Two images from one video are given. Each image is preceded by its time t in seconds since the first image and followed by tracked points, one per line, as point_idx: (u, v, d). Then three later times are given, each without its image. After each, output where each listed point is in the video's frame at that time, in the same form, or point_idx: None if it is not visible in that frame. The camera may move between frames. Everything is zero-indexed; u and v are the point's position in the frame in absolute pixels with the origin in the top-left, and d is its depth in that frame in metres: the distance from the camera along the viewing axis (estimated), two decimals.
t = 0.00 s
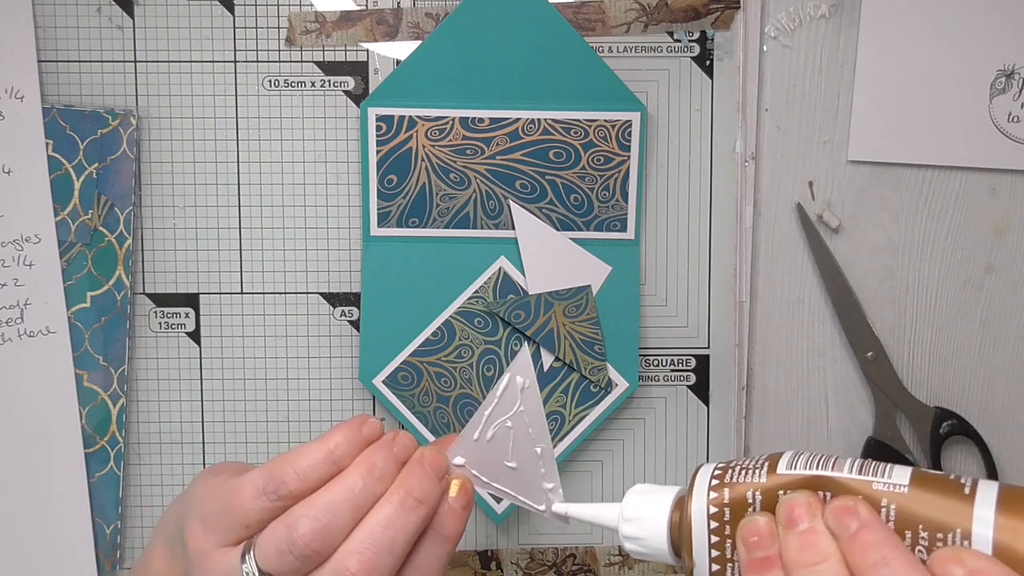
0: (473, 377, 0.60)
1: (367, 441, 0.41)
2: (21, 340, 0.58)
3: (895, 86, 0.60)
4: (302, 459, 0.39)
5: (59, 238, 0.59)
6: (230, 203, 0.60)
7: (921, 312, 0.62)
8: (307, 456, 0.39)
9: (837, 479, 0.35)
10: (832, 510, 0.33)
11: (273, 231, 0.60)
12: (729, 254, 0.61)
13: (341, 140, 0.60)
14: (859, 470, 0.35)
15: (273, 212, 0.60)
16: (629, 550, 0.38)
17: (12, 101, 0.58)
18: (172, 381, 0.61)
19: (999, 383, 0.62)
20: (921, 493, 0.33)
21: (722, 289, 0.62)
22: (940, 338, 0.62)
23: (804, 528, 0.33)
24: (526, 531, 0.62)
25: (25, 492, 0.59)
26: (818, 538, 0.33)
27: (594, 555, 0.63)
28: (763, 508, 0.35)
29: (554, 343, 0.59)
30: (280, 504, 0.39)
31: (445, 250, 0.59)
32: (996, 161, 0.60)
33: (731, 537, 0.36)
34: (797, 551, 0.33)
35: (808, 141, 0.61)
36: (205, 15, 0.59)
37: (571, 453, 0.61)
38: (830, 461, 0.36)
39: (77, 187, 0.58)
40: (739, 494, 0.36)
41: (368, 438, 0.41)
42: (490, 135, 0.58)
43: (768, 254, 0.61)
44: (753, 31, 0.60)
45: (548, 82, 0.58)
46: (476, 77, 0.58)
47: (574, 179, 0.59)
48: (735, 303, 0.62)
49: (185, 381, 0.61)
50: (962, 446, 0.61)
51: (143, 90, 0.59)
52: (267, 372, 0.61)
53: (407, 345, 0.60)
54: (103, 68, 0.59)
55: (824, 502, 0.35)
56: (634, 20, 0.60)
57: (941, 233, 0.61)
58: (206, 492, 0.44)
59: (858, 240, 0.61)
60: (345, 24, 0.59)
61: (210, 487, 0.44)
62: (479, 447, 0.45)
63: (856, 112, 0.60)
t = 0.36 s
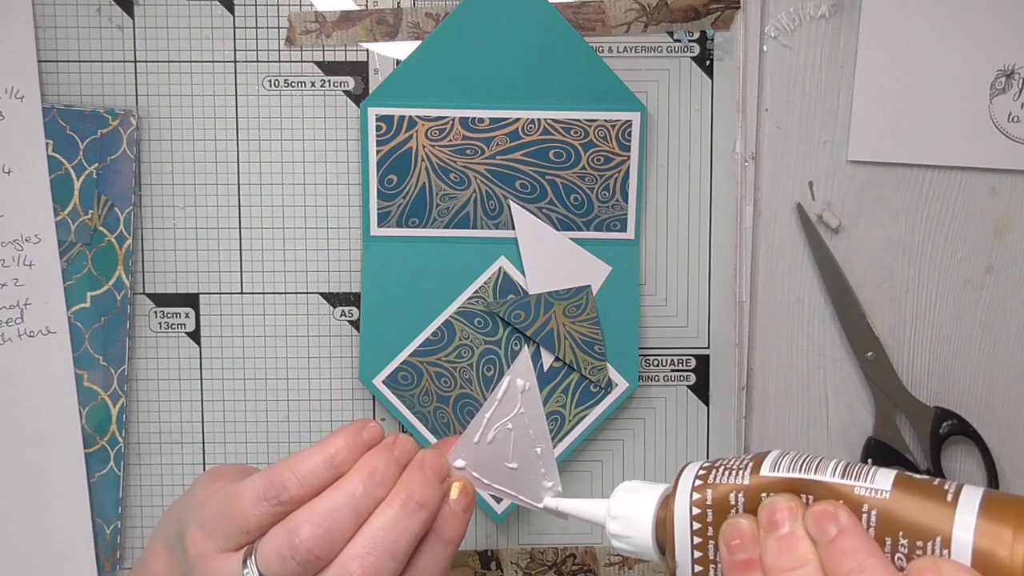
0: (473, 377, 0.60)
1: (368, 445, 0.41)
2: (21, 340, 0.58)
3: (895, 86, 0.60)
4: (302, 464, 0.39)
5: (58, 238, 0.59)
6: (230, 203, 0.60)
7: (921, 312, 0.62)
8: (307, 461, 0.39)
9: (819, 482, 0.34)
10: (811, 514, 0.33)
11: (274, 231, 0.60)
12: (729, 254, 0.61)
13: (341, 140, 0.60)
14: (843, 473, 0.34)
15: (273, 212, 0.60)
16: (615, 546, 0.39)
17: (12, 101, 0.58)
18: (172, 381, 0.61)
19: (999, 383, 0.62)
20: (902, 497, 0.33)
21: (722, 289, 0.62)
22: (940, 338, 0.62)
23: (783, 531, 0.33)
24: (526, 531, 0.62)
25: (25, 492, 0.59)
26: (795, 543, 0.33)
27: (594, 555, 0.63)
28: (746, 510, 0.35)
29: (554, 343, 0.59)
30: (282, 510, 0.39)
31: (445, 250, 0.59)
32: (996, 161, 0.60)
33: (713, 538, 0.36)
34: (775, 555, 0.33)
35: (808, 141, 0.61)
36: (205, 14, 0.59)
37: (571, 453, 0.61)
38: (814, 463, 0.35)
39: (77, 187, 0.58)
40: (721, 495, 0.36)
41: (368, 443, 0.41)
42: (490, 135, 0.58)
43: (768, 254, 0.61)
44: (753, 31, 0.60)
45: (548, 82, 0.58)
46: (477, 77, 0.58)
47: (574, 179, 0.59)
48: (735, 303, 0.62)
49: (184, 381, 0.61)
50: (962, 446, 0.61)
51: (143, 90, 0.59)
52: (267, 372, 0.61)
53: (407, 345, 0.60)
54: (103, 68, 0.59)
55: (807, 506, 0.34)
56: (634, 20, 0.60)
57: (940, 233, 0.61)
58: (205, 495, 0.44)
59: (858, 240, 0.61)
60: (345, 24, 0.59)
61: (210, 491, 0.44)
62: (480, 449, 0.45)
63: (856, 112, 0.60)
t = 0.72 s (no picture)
0: (473, 377, 0.60)
1: (348, 438, 0.41)
2: (21, 340, 0.58)
3: (896, 86, 0.60)
4: (283, 458, 0.39)
5: (59, 238, 0.59)
6: (230, 203, 0.60)
7: (922, 312, 0.62)
8: (288, 454, 0.39)
9: (847, 495, 0.31)
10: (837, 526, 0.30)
11: (273, 231, 0.60)
12: (728, 254, 0.61)
13: (341, 140, 0.60)
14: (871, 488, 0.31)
15: (273, 212, 0.60)
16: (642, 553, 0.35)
17: (12, 101, 0.58)
18: (172, 381, 0.61)
19: (999, 383, 0.62)
20: (936, 510, 0.30)
21: (722, 289, 0.62)
22: (940, 338, 0.62)
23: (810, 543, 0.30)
24: (526, 531, 0.62)
25: (25, 492, 0.59)
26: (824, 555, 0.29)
27: (594, 555, 0.63)
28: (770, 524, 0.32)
29: (554, 343, 0.59)
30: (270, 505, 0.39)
31: (446, 250, 0.59)
32: (997, 161, 0.60)
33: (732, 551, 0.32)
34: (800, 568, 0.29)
35: (809, 141, 0.61)
36: (206, 15, 0.59)
37: (571, 453, 0.61)
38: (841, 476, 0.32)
39: (77, 187, 0.58)
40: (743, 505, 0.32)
41: (349, 435, 0.41)
42: (490, 135, 0.58)
43: (768, 253, 0.61)
44: (753, 31, 0.60)
45: (548, 82, 0.58)
46: (476, 77, 0.58)
47: (574, 179, 0.59)
48: (735, 303, 0.62)
49: (184, 381, 0.61)
50: (963, 446, 0.61)
51: (143, 90, 0.59)
52: (267, 372, 0.61)
53: (407, 345, 0.59)
54: (103, 68, 0.59)
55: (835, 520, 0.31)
56: (634, 20, 0.60)
57: (941, 233, 0.61)
58: (190, 491, 0.44)
59: (858, 240, 0.61)
60: (345, 24, 0.59)
61: (193, 486, 0.44)
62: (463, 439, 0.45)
63: (856, 112, 0.60)
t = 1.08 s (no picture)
0: (473, 377, 0.60)
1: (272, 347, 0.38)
2: (21, 340, 0.58)
3: (895, 85, 0.60)
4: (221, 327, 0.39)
5: (58, 237, 0.59)
6: (230, 203, 0.60)
7: (922, 312, 0.61)
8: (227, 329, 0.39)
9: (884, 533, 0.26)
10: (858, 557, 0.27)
11: (274, 231, 0.60)
12: (728, 254, 0.61)
13: (341, 140, 0.60)
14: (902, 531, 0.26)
15: (273, 212, 0.60)
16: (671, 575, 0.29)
17: (12, 101, 0.58)
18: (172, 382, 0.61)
19: (999, 382, 0.62)
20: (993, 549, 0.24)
21: (722, 289, 0.62)
22: (941, 338, 0.62)
23: None
24: (526, 531, 0.62)
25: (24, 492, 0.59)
26: None
27: (594, 555, 0.63)
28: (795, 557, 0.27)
29: (554, 343, 0.60)
30: (143, 469, 0.31)
31: (446, 250, 0.59)
32: (997, 161, 0.60)
33: None
34: None
35: (808, 141, 0.61)
36: (206, 15, 0.59)
37: (571, 453, 0.61)
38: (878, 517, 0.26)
39: (77, 187, 0.58)
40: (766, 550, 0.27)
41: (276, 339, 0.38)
42: (490, 135, 0.58)
43: (767, 253, 0.61)
44: (752, 31, 0.60)
45: (547, 83, 0.58)
46: (476, 77, 0.58)
47: (574, 179, 0.59)
48: (735, 303, 0.62)
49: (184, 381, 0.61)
50: (963, 446, 0.61)
51: (143, 91, 0.59)
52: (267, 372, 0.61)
53: (407, 344, 0.59)
54: (103, 68, 0.59)
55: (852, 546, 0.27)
56: (634, 20, 0.60)
57: (940, 233, 0.61)
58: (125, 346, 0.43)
59: (858, 240, 0.61)
60: (345, 24, 0.59)
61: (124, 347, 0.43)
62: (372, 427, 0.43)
63: (856, 112, 0.60)
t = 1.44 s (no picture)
0: (473, 377, 0.60)
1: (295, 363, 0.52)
2: (21, 340, 0.58)
3: (895, 85, 0.60)
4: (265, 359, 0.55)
5: (58, 238, 0.59)
6: (230, 203, 0.60)
7: (921, 312, 0.61)
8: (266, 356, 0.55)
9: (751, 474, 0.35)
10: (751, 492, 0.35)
11: (274, 231, 0.60)
12: (728, 254, 0.61)
13: (341, 140, 0.60)
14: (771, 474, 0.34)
15: (273, 212, 0.60)
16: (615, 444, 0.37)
17: (12, 101, 0.58)
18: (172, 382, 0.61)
19: (999, 382, 0.62)
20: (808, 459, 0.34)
21: (721, 288, 0.62)
22: (940, 338, 0.62)
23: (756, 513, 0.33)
24: (526, 531, 0.62)
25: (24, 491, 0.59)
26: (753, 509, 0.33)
27: (594, 555, 0.63)
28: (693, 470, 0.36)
29: (554, 343, 0.60)
30: (161, 326, 0.46)
31: (446, 250, 0.59)
32: (997, 161, 0.60)
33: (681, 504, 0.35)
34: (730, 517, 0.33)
35: (808, 141, 0.61)
36: (205, 15, 0.59)
37: (571, 453, 0.61)
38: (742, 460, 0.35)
39: (77, 187, 0.58)
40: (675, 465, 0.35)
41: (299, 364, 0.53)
42: (490, 135, 0.58)
43: (767, 253, 0.61)
44: (752, 31, 0.60)
45: (548, 83, 0.58)
46: (476, 77, 0.58)
47: (575, 179, 0.59)
48: (734, 303, 0.62)
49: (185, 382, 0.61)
50: (962, 446, 0.61)
51: (143, 90, 0.59)
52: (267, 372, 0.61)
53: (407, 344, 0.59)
54: (103, 68, 0.59)
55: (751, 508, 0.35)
56: (634, 20, 0.60)
57: (940, 233, 0.61)
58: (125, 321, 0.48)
59: (858, 240, 0.61)
60: (345, 24, 0.59)
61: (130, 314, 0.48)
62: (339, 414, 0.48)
63: (855, 112, 0.60)
